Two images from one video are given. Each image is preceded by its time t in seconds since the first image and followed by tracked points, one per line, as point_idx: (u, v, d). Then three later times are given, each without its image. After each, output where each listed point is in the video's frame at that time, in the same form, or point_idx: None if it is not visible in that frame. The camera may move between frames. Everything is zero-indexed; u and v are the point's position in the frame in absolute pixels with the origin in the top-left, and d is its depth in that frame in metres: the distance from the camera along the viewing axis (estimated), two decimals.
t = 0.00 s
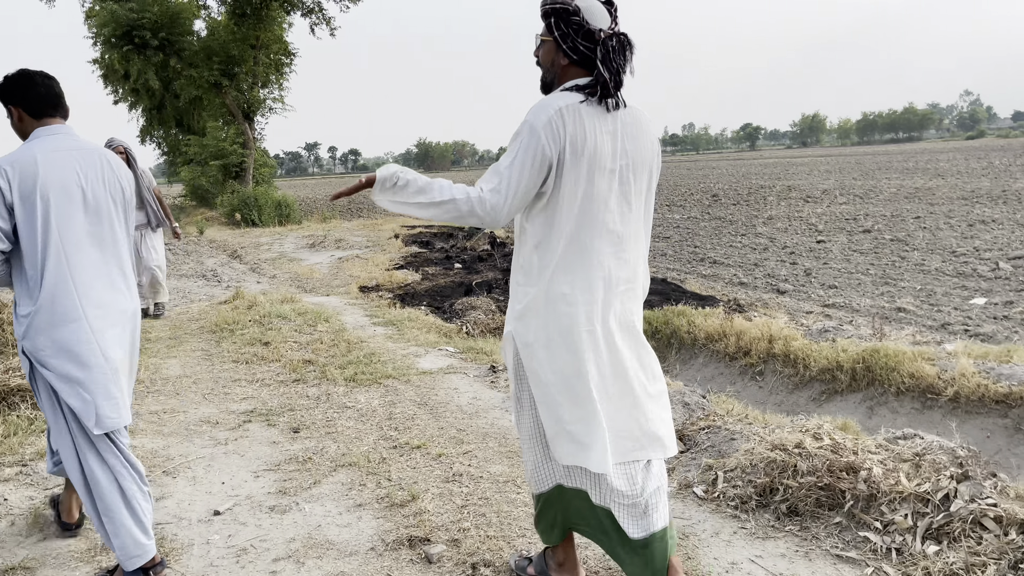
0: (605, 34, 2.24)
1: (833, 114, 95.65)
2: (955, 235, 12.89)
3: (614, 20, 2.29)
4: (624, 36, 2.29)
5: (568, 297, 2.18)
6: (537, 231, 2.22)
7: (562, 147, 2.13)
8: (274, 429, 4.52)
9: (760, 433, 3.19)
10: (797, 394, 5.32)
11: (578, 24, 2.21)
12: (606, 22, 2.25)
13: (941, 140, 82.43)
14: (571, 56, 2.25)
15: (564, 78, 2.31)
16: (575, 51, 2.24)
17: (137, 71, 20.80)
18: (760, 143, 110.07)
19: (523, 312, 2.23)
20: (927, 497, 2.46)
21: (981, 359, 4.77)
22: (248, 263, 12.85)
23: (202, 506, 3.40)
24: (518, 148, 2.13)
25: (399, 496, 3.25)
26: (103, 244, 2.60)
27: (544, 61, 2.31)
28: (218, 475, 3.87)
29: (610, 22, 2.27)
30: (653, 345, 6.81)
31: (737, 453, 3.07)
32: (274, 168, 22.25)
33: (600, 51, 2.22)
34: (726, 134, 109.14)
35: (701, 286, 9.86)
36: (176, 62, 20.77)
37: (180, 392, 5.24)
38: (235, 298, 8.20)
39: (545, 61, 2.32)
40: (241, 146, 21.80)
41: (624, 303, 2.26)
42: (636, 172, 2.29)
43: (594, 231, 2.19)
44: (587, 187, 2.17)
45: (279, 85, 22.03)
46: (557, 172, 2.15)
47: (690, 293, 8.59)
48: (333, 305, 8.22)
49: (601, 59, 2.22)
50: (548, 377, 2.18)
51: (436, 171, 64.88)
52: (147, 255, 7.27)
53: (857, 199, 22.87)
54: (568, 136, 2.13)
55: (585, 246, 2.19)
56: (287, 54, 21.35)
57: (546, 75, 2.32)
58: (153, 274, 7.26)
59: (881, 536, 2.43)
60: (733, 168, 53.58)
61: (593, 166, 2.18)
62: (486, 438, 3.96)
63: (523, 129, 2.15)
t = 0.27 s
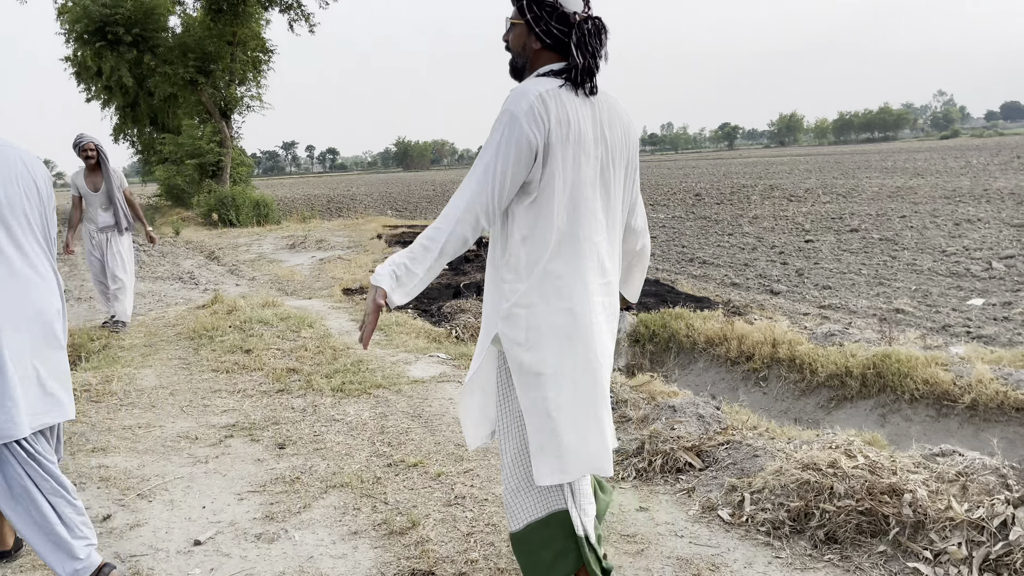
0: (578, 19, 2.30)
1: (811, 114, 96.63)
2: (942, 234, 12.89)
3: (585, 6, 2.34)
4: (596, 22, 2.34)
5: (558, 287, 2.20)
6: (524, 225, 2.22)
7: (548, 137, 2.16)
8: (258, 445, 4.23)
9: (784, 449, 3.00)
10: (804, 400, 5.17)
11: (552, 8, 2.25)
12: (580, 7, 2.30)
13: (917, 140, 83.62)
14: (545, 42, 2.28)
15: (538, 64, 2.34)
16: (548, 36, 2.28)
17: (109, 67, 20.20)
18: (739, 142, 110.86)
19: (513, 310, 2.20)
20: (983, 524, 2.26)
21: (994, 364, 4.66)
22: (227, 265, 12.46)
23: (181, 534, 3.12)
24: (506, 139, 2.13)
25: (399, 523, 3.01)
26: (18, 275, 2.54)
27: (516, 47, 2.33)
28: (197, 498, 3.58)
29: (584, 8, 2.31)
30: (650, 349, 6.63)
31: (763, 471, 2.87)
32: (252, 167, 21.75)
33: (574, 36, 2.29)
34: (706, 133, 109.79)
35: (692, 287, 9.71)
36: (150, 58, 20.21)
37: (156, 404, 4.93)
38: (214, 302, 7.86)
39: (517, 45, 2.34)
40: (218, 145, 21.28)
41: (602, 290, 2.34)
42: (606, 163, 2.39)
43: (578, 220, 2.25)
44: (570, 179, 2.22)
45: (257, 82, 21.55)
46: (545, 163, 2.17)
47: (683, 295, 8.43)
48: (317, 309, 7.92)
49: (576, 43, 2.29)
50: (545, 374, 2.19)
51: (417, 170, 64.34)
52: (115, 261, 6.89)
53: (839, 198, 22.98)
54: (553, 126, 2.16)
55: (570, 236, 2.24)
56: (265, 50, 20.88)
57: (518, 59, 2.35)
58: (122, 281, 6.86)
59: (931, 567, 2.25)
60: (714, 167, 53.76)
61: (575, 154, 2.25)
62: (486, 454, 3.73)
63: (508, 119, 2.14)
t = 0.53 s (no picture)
0: (556, 30, 2.19)
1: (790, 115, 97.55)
2: (932, 236, 12.88)
3: (565, 16, 2.24)
4: (577, 33, 2.24)
5: (552, 308, 2.08)
6: (516, 245, 2.09)
7: (539, 153, 2.06)
8: (245, 467, 3.94)
9: (819, 476, 2.81)
10: (813, 412, 4.98)
11: (527, 17, 2.15)
12: (557, 18, 2.20)
13: (893, 141, 84.66)
14: (519, 52, 2.19)
15: (514, 76, 2.24)
16: (524, 47, 2.18)
17: (83, 65, 19.66)
18: (719, 143, 111.62)
19: (503, 333, 2.06)
20: None
21: (1010, 375, 4.56)
22: (206, 270, 12.09)
23: None
24: (495, 155, 2.02)
25: (403, 562, 2.76)
26: None
27: (491, 59, 2.24)
28: (180, 530, 3.29)
29: (560, 18, 2.21)
30: (650, 357, 6.46)
31: (798, 500, 2.68)
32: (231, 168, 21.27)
33: (552, 47, 2.17)
34: (686, 135, 110.38)
35: (687, 291, 9.55)
36: (126, 56, 19.69)
37: (133, 422, 4.61)
38: (194, 310, 7.51)
39: (493, 56, 2.25)
40: (196, 145, 20.77)
41: (597, 310, 2.23)
42: (594, 180, 2.31)
43: (569, 237, 2.15)
44: (562, 198, 2.12)
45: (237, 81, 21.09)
46: (537, 181, 2.06)
47: (681, 300, 8.25)
48: (303, 317, 7.61)
49: (553, 55, 2.17)
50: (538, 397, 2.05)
51: (398, 171, 63.85)
52: (84, 269, 6.47)
53: (822, 199, 23.10)
54: (542, 141, 2.07)
55: (563, 255, 2.13)
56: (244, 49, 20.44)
57: (494, 70, 2.26)
58: (92, 290, 6.45)
59: None
60: (697, 168, 53.89)
61: (565, 170, 2.14)
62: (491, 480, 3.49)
63: (495, 135, 2.04)
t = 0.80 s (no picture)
0: (554, 9, 2.05)
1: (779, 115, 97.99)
2: (931, 235, 12.83)
3: None
4: (575, 14, 2.10)
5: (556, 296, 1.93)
6: (521, 229, 1.93)
7: (544, 134, 1.90)
8: (248, 483, 3.72)
9: (868, 495, 2.67)
10: (835, 418, 4.96)
11: None
12: None
13: (880, 141, 85.22)
14: (516, 34, 2.04)
15: (509, 60, 2.09)
16: (521, 27, 2.04)
17: (68, 62, 19.26)
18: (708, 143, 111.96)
19: (504, 322, 1.90)
20: None
21: None
22: (197, 272, 11.80)
23: None
24: (500, 134, 1.85)
25: None
26: None
27: (485, 39, 2.08)
28: (181, 552, 3.07)
29: None
30: (660, 362, 6.30)
31: (850, 523, 2.53)
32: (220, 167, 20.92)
33: (549, 27, 2.04)
34: (675, 134, 110.64)
35: (690, 292, 9.39)
36: (112, 53, 19.31)
37: (126, 433, 4.36)
38: (186, 313, 7.26)
39: (487, 40, 2.09)
40: (184, 143, 20.40)
41: (599, 298, 2.09)
42: (596, 165, 2.16)
43: (573, 222, 2.01)
44: (566, 183, 1.97)
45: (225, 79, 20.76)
46: (543, 163, 1.90)
47: (686, 300, 8.09)
48: (300, 320, 7.38)
49: (551, 36, 2.04)
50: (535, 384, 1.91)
51: (387, 171, 63.44)
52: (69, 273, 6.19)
53: (816, 198, 23.12)
54: (550, 121, 1.91)
55: (567, 242, 1.98)
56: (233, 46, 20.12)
57: (488, 55, 2.11)
58: (79, 294, 6.19)
59: None
60: (688, 168, 53.92)
61: (569, 153, 1.99)
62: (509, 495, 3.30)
63: (499, 114, 1.86)
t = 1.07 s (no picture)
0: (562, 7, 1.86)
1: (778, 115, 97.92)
2: (943, 235, 12.72)
3: None
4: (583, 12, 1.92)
5: (571, 308, 1.76)
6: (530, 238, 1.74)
7: (553, 135, 1.71)
8: (268, 497, 3.54)
9: (943, 515, 2.61)
10: (871, 426, 5.03)
11: None
12: None
13: (880, 141, 85.16)
14: (520, 33, 1.84)
15: (510, 62, 1.89)
16: (526, 26, 1.84)
17: (68, 61, 19.05)
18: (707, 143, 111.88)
19: (512, 338, 1.71)
20: None
21: None
22: (200, 273, 11.62)
23: None
24: (505, 137, 1.65)
25: None
26: None
27: (484, 40, 1.88)
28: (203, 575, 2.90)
29: None
30: (682, 367, 6.15)
31: (926, 548, 2.47)
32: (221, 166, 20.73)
33: (555, 26, 1.85)
34: (674, 134, 110.50)
35: (705, 294, 9.24)
36: (112, 51, 19.11)
37: (138, 444, 4.18)
38: (194, 316, 7.07)
39: (488, 41, 1.89)
40: (185, 143, 20.21)
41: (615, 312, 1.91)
42: (607, 169, 1.97)
43: (584, 230, 1.82)
44: (576, 188, 1.78)
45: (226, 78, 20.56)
46: (553, 166, 1.71)
47: (703, 303, 7.95)
48: (310, 322, 7.20)
49: (558, 36, 1.85)
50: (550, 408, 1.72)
51: (386, 170, 63.23)
52: (64, 278, 5.89)
53: (822, 198, 22.97)
54: (558, 121, 1.72)
55: (580, 254, 1.80)
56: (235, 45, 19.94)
57: (489, 57, 1.90)
58: (75, 303, 5.90)
59: None
60: (688, 168, 53.78)
61: (579, 156, 1.80)
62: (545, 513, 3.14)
63: (504, 116, 1.67)
